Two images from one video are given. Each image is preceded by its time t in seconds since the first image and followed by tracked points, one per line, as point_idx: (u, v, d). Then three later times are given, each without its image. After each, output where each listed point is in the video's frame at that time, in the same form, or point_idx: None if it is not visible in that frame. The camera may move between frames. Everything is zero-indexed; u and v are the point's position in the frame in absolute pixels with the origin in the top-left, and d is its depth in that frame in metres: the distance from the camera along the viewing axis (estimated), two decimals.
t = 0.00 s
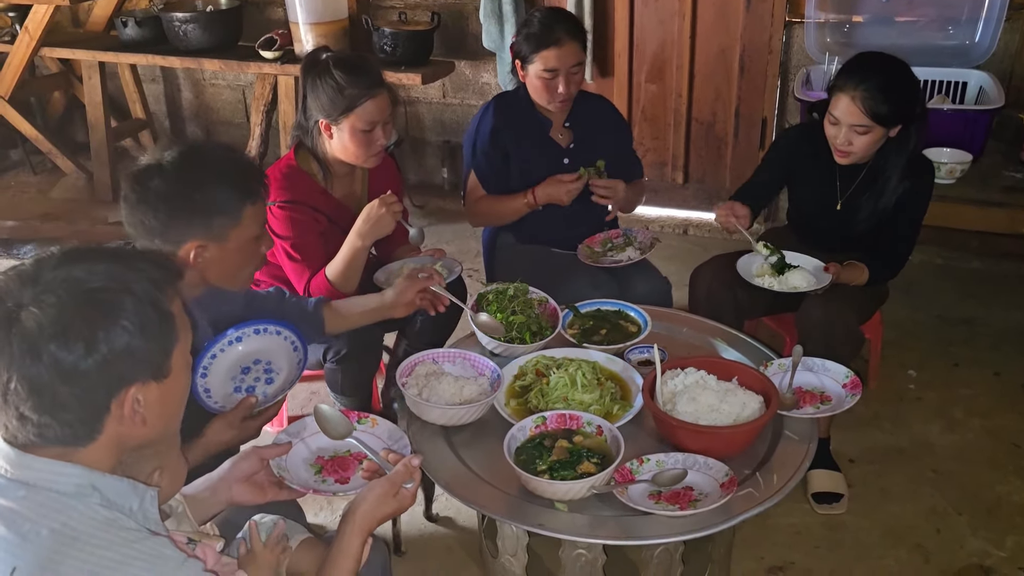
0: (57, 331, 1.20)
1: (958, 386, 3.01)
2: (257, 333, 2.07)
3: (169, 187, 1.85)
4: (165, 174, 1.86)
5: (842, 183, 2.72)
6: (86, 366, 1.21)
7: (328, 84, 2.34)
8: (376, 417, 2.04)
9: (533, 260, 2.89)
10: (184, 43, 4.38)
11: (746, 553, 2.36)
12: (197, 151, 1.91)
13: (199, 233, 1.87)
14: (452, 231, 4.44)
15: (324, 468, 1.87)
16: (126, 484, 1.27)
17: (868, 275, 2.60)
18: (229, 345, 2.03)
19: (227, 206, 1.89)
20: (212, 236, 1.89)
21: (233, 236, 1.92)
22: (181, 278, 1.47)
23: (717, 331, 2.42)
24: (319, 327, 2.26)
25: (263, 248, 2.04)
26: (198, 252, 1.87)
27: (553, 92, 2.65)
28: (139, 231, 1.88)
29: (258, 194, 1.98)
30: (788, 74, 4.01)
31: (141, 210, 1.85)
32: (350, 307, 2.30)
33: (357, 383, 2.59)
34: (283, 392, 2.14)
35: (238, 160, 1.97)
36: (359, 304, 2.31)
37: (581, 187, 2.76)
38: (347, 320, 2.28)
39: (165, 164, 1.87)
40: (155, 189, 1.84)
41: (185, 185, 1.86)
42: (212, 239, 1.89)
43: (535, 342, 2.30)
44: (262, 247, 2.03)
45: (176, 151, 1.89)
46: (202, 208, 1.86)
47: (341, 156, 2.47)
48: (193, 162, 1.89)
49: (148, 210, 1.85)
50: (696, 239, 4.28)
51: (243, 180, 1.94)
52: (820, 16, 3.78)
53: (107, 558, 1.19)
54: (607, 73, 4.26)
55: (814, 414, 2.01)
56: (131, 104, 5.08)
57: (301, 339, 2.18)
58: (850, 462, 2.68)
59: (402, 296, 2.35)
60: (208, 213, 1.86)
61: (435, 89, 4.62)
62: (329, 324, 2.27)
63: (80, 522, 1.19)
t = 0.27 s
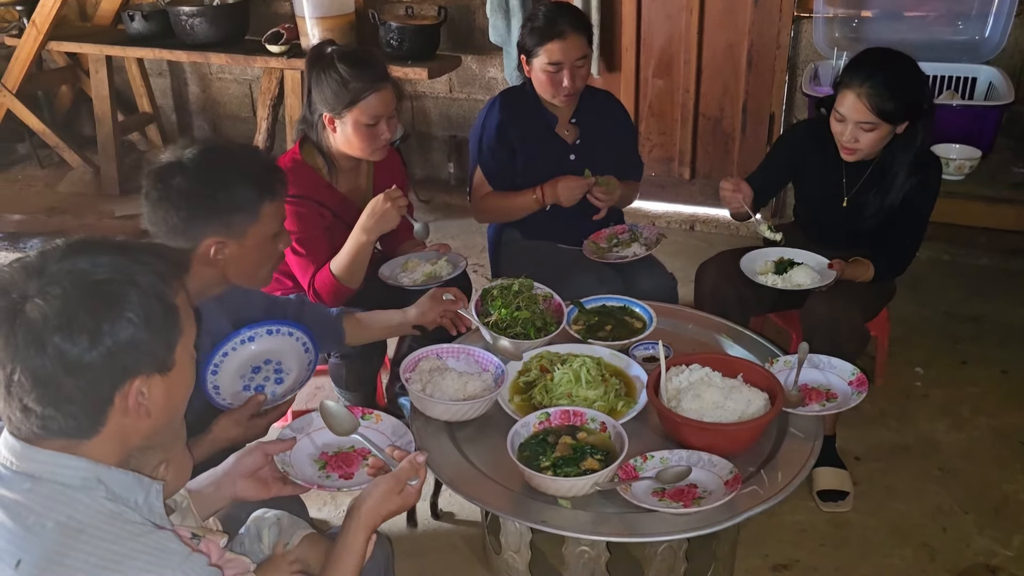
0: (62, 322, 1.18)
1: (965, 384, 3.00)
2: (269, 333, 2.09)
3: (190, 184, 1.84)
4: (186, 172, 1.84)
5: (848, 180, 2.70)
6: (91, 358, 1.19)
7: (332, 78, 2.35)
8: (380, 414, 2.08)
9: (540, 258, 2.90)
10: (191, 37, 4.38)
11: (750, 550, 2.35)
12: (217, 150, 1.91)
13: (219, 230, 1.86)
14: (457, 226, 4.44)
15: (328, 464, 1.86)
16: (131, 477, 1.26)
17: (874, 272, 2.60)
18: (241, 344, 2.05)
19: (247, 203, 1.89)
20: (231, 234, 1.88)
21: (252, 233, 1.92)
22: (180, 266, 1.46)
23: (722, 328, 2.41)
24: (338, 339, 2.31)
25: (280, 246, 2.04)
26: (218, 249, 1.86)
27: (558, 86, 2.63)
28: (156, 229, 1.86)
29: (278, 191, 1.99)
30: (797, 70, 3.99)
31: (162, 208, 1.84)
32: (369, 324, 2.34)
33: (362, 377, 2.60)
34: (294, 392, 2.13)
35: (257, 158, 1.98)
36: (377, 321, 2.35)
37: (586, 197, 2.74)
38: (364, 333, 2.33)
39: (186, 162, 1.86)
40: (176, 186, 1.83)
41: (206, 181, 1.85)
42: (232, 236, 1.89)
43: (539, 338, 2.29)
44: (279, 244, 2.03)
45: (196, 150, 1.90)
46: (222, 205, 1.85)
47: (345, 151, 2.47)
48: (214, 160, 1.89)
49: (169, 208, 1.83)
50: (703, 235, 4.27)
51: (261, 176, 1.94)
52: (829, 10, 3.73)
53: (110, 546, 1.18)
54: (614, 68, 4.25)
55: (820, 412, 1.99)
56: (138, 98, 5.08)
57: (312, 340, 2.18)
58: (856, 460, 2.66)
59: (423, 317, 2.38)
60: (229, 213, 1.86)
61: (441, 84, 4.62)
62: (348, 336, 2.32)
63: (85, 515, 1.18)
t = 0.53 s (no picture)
0: (53, 326, 1.19)
1: (974, 389, 2.96)
2: (285, 341, 2.09)
3: (203, 181, 1.84)
4: (200, 169, 1.84)
5: (856, 182, 2.67)
6: (81, 362, 1.20)
7: (336, 76, 2.34)
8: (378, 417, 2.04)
9: (542, 256, 2.89)
10: (201, 33, 4.39)
11: (752, 555, 2.33)
12: (231, 149, 1.91)
13: (229, 227, 1.85)
14: (465, 224, 4.43)
15: (325, 468, 1.87)
16: (121, 481, 1.27)
17: (881, 275, 2.58)
18: (256, 350, 2.05)
19: (259, 201, 1.88)
20: (243, 230, 1.87)
21: (264, 231, 1.90)
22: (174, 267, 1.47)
23: (726, 330, 2.38)
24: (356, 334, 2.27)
25: (292, 246, 2.02)
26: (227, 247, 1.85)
27: (563, 85, 2.62)
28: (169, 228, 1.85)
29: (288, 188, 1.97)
30: (808, 69, 3.95)
31: (176, 204, 1.84)
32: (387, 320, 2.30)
33: (363, 376, 2.60)
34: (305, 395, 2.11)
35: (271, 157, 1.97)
36: (396, 318, 2.31)
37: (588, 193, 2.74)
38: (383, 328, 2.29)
39: (199, 160, 1.86)
40: (189, 182, 1.83)
41: (219, 178, 1.85)
42: (243, 234, 1.87)
43: (541, 339, 2.28)
44: (291, 243, 2.01)
45: (209, 148, 1.90)
46: (235, 202, 1.84)
47: (349, 149, 2.46)
48: (227, 158, 1.88)
49: (182, 204, 1.83)
50: (712, 235, 4.24)
51: (273, 172, 1.93)
52: (840, 9, 3.70)
53: (94, 556, 1.18)
54: (624, 67, 4.23)
55: (822, 418, 1.97)
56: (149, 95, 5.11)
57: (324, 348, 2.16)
58: (861, 465, 2.64)
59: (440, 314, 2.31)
60: (239, 209, 1.85)
61: (451, 82, 4.61)
62: (368, 331, 2.28)
63: (73, 520, 1.19)
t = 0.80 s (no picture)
0: (43, 331, 1.19)
1: (988, 402, 2.91)
2: (292, 350, 2.14)
3: (210, 186, 1.81)
4: (205, 173, 1.81)
5: (869, 191, 2.64)
6: (70, 368, 1.21)
7: (345, 79, 2.33)
8: (377, 421, 1.99)
9: (550, 261, 2.87)
10: (218, 33, 4.41)
11: (757, 568, 2.30)
12: (241, 154, 1.87)
13: (236, 231, 1.84)
14: (478, 226, 4.42)
15: (323, 472, 1.86)
16: (112, 486, 1.27)
17: (893, 285, 2.54)
18: (263, 357, 2.10)
19: (264, 206, 1.86)
20: (248, 235, 1.85)
21: (270, 235, 1.88)
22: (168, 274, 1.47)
23: (736, 340, 2.35)
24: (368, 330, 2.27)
25: (298, 250, 1.98)
26: (233, 249, 1.84)
27: (571, 88, 2.60)
28: (176, 232, 1.83)
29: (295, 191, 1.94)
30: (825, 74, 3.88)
31: (181, 208, 1.81)
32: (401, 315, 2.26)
33: (369, 379, 2.60)
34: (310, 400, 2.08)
35: (280, 161, 1.95)
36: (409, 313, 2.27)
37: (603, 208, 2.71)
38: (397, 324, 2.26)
39: (205, 163, 1.83)
40: (195, 187, 1.80)
41: (227, 184, 1.82)
42: (248, 237, 1.86)
43: (547, 346, 2.27)
44: (299, 247, 1.97)
45: (213, 153, 1.86)
46: (241, 206, 1.82)
47: (358, 152, 2.46)
48: (235, 162, 1.85)
49: (188, 207, 1.81)
50: (726, 241, 4.21)
51: (280, 174, 1.91)
52: (859, 14, 3.69)
53: (83, 565, 1.17)
54: (638, 70, 4.21)
55: (829, 431, 1.94)
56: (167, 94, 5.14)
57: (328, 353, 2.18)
58: (870, 478, 2.60)
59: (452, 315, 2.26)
60: (244, 210, 1.82)
61: (465, 83, 4.60)
62: (379, 327, 2.26)
63: (61, 525, 1.18)
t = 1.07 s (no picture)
0: (55, 320, 1.20)
1: (1004, 411, 2.87)
2: (297, 347, 2.12)
3: (208, 182, 1.83)
4: (204, 170, 1.83)
5: (883, 196, 2.62)
6: (82, 356, 1.22)
7: (356, 78, 2.34)
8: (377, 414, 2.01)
9: (561, 262, 2.86)
10: (237, 31, 4.44)
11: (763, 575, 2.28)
12: (240, 149, 1.89)
13: (235, 228, 1.85)
14: (492, 226, 4.42)
15: (327, 463, 1.87)
16: (126, 471, 1.29)
17: (907, 293, 2.51)
18: (269, 354, 2.09)
19: (265, 201, 1.87)
20: (248, 231, 1.86)
21: (271, 230, 1.89)
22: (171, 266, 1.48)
23: (744, 343, 2.33)
24: (377, 344, 2.28)
25: (302, 245, 2.00)
26: (233, 246, 1.85)
27: (583, 89, 2.60)
28: (179, 228, 1.85)
29: (294, 186, 1.95)
30: (843, 77, 3.85)
31: (181, 204, 1.83)
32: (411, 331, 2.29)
33: (377, 377, 2.61)
34: (314, 398, 2.12)
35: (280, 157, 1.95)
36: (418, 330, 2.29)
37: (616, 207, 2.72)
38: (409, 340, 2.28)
39: (204, 161, 1.85)
40: (194, 184, 1.82)
41: (226, 181, 1.83)
42: (248, 234, 1.87)
43: (554, 347, 2.26)
44: (302, 243, 1.99)
45: (215, 150, 1.88)
46: (240, 202, 1.83)
47: (369, 150, 2.46)
48: (235, 157, 1.87)
49: (187, 205, 1.82)
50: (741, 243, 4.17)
51: (281, 172, 1.92)
52: (879, 17, 3.68)
53: (102, 546, 1.18)
54: (655, 72, 4.19)
55: (836, 438, 1.92)
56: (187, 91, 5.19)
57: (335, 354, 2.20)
58: (881, 486, 2.57)
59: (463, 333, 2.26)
60: (244, 207, 1.84)
61: (481, 83, 4.61)
62: (390, 340, 2.28)
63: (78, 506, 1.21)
